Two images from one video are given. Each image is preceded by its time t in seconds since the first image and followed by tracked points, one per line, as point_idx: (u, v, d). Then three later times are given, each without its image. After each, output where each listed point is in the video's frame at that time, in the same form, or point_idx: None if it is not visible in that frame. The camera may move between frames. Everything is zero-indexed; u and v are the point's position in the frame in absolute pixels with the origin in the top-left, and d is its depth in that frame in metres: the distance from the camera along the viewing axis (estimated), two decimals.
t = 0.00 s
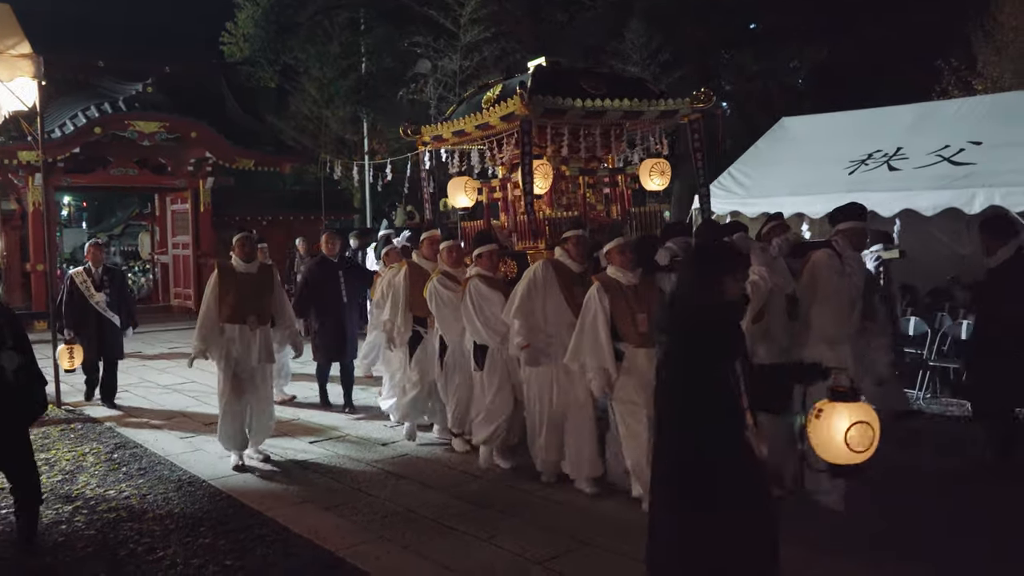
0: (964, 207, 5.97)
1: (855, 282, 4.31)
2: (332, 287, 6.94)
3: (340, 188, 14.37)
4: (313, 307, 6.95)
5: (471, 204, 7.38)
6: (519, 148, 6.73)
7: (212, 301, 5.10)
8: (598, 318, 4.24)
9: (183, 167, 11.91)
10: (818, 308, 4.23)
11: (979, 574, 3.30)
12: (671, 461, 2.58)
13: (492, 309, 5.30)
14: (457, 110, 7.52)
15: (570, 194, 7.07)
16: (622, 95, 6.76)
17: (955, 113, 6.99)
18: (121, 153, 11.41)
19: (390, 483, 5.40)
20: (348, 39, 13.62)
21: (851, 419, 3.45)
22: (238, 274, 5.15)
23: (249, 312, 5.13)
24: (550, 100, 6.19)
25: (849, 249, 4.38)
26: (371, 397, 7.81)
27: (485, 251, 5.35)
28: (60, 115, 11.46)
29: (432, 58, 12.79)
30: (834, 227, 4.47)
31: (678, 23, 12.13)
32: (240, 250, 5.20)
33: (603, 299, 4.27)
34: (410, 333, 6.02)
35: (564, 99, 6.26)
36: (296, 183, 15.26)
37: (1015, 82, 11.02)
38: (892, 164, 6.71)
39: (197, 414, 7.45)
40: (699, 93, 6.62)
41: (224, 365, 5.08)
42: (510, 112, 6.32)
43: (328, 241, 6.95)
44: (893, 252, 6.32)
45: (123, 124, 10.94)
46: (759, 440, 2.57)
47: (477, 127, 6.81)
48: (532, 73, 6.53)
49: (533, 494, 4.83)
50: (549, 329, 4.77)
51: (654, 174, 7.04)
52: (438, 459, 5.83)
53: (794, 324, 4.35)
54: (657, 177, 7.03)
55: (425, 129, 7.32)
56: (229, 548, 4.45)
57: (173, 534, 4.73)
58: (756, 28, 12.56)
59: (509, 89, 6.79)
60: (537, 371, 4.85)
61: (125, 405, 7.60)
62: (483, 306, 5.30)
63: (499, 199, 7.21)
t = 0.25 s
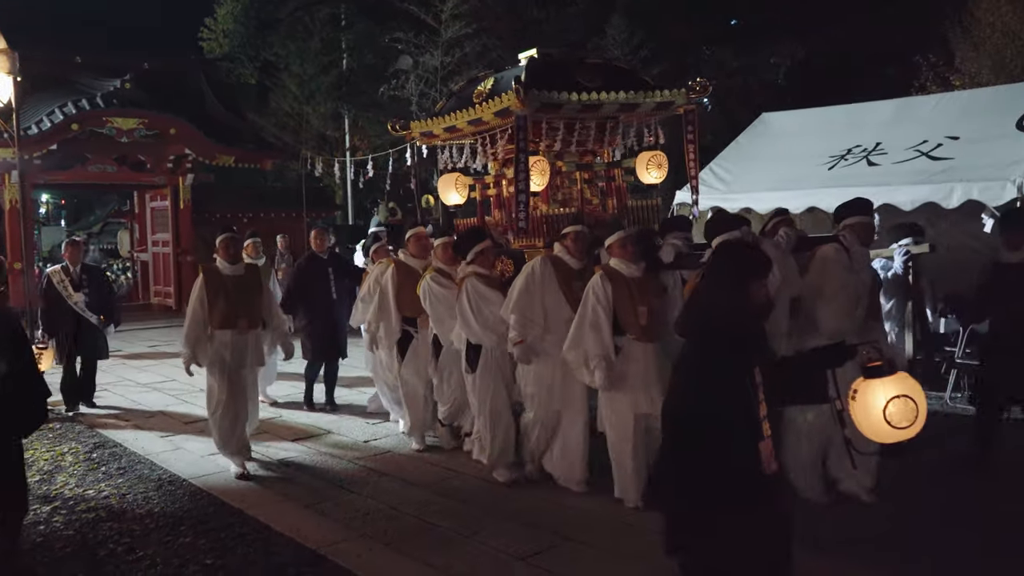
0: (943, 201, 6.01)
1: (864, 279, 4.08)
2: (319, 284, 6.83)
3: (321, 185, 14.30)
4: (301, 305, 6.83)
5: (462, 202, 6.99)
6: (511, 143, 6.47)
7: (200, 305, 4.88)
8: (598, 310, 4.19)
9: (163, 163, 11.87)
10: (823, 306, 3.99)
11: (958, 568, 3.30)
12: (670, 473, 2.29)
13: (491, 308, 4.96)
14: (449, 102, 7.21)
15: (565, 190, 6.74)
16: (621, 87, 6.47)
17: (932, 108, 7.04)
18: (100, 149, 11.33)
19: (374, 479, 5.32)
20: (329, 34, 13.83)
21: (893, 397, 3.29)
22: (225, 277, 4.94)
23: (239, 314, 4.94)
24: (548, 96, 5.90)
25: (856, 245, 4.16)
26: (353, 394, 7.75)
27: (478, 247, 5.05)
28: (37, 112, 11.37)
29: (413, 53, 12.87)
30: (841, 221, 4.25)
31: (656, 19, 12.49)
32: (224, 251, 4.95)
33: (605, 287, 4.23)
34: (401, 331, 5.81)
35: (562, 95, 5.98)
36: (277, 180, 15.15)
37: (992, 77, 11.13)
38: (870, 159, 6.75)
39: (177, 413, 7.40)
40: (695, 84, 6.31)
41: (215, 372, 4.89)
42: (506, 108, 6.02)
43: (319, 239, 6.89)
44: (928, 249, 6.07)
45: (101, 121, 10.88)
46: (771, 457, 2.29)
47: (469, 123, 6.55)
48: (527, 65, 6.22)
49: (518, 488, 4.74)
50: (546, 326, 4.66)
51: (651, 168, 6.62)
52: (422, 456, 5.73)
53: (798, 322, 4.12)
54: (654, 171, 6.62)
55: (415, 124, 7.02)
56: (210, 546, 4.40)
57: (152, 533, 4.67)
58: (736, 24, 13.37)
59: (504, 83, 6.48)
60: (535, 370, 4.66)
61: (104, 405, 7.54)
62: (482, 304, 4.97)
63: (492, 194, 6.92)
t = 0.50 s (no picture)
0: (920, 198, 6.03)
1: (873, 279, 4.07)
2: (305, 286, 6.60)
3: (302, 183, 14.23)
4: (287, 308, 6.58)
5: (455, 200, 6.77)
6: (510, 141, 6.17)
7: (187, 303, 4.74)
8: (602, 306, 4.09)
9: (142, 162, 11.79)
10: (833, 306, 4.01)
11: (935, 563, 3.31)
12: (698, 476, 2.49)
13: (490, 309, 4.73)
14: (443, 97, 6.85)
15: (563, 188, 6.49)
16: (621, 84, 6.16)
17: (910, 106, 7.09)
18: (77, 148, 11.22)
19: (357, 478, 5.27)
20: (309, 32, 13.76)
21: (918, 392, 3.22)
22: (208, 277, 4.83)
23: (226, 313, 4.85)
24: (550, 93, 5.63)
25: (868, 243, 4.15)
26: (334, 393, 7.70)
27: (476, 244, 4.82)
28: (12, 110, 11.22)
29: (393, 52, 12.81)
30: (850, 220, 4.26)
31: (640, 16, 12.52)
32: (208, 250, 4.89)
33: (612, 285, 4.13)
34: (386, 333, 5.60)
35: (565, 91, 5.70)
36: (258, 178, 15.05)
37: (969, 76, 11.24)
38: (849, 156, 6.79)
39: (155, 413, 7.33)
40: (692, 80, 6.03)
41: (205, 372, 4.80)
42: (506, 104, 5.73)
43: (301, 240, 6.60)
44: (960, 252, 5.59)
45: (78, 119, 10.77)
46: (805, 467, 2.37)
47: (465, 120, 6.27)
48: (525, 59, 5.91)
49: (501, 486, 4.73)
50: (548, 327, 4.45)
51: (647, 165, 6.36)
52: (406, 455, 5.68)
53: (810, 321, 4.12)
54: (650, 169, 6.34)
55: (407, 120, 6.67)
56: (190, 548, 4.36)
57: (131, 534, 4.62)
58: (716, 22, 13.73)
59: (503, 78, 6.16)
60: (533, 370, 4.43)
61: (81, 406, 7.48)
62: (485, 301, 4.75)
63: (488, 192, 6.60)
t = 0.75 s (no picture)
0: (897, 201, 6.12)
1: (889, 281, 3.89)
2: (289, 290, 6.34)
3: (283, 185, 14.19)
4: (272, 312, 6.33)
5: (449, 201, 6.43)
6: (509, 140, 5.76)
7: (178, 306, 4.87)
8: (611, 312, 3.93)
9: (121, 164, 11.68)
10: (851, 309, 3.85)
11: (912, 561, 3.30)
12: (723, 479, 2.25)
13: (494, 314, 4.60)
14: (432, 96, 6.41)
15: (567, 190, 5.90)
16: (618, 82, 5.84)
17: (889, 108, 7.16)
18: (54, 150, 11.11)
19: (336, 482, 5.19)
20: (290, 35, 13.74)
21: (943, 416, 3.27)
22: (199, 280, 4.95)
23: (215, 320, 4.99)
24: (555, 90, 5.27)
25: (880, 244, 3.93)
26: (314, 397, 7.64)
27: (476, 249, 4.69)
28: None
29: (374, 54, 12.78)
30: (862, 218, 4.01)
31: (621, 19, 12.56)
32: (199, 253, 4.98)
33: (621, 289, 3.96)
34: (378, 338, 5.42)
35: (569, 88, 5.34)
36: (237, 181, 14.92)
37: (945, 79, 11.36)
38: (827, 158, 6.86)
39: (133, 417, 7.25)
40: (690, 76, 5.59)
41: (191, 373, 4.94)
42: (507, 103, 5.34)
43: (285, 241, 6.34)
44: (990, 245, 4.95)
45: (54, 121, 10.67)
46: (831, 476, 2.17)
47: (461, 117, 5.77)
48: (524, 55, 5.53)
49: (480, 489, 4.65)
50: (556, 332, 4.21)
51: (646, 164, 6.12)
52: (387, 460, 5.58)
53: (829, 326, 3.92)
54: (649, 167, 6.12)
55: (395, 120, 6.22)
56: (167, 553, 4.30)
57: (107, 541, 4.56)
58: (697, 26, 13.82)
59: (499, 75, 5.77)
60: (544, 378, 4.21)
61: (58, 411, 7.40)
62: (487, 307, 4.59)
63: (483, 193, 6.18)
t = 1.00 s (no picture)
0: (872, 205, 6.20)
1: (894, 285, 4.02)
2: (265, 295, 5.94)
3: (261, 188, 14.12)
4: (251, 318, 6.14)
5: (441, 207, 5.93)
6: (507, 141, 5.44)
7: (175, 314, 4.26)
8: (614, 320, 3.78)
9: (95, 168, 11.54)
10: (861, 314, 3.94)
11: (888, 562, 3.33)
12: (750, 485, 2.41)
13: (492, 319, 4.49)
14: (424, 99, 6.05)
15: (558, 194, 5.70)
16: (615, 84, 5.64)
17: (864, 113, 7.26)
18: (27, 153, 10.96)
19: (311, 488, 5.11)
20: (268, 38, 13.66)
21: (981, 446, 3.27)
22: (198, 284, 4.34)
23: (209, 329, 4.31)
24: (555, 91, 5.02)
25: (886, 248, 4.10)
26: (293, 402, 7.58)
27: (472, 253, 4.61)
28: None
29: (352, 58, 12.75)
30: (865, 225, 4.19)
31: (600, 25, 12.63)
32: (202, 256, 4.38)
33: (625, 297, 3.80)
34: (369, 344, 5.16)
35: (569, 89, 5.10)
36: (216, 184, 14.81)
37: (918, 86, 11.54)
38: (803, 163, 6.94)
39: (108, 423, 7.15)
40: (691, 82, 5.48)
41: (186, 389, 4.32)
42: (507, 104, 5.04)
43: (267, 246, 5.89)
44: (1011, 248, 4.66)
45: (28, 124, 10.53)
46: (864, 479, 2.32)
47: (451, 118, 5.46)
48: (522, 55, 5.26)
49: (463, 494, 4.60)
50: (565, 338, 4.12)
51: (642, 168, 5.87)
52: (366, 465, 5.47)
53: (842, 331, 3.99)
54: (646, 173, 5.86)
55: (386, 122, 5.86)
56: (142, 562, 4.24)
57: (81, 549, 4.49)
58: (676, 31, 13.88)
59: (496, 76, 5.44)
60: (560, 388, 4.11)
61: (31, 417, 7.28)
62: (486, 314, 4.51)
63: (478, 199, 5.89)
